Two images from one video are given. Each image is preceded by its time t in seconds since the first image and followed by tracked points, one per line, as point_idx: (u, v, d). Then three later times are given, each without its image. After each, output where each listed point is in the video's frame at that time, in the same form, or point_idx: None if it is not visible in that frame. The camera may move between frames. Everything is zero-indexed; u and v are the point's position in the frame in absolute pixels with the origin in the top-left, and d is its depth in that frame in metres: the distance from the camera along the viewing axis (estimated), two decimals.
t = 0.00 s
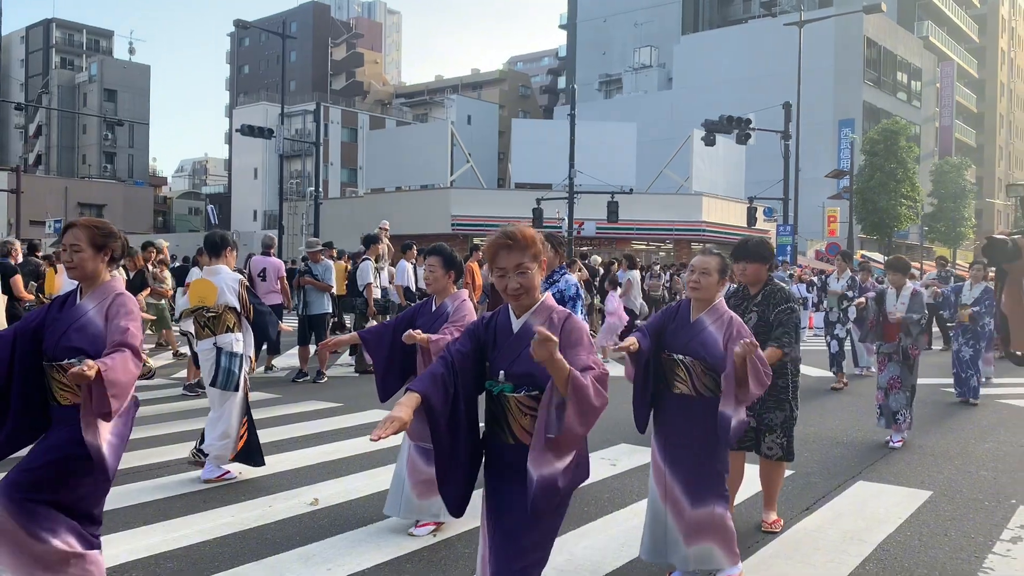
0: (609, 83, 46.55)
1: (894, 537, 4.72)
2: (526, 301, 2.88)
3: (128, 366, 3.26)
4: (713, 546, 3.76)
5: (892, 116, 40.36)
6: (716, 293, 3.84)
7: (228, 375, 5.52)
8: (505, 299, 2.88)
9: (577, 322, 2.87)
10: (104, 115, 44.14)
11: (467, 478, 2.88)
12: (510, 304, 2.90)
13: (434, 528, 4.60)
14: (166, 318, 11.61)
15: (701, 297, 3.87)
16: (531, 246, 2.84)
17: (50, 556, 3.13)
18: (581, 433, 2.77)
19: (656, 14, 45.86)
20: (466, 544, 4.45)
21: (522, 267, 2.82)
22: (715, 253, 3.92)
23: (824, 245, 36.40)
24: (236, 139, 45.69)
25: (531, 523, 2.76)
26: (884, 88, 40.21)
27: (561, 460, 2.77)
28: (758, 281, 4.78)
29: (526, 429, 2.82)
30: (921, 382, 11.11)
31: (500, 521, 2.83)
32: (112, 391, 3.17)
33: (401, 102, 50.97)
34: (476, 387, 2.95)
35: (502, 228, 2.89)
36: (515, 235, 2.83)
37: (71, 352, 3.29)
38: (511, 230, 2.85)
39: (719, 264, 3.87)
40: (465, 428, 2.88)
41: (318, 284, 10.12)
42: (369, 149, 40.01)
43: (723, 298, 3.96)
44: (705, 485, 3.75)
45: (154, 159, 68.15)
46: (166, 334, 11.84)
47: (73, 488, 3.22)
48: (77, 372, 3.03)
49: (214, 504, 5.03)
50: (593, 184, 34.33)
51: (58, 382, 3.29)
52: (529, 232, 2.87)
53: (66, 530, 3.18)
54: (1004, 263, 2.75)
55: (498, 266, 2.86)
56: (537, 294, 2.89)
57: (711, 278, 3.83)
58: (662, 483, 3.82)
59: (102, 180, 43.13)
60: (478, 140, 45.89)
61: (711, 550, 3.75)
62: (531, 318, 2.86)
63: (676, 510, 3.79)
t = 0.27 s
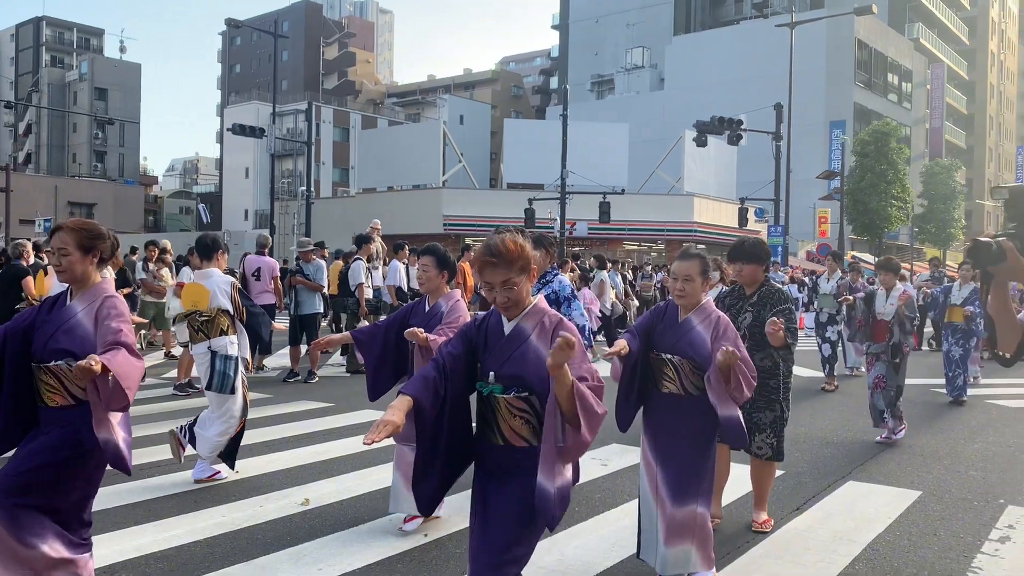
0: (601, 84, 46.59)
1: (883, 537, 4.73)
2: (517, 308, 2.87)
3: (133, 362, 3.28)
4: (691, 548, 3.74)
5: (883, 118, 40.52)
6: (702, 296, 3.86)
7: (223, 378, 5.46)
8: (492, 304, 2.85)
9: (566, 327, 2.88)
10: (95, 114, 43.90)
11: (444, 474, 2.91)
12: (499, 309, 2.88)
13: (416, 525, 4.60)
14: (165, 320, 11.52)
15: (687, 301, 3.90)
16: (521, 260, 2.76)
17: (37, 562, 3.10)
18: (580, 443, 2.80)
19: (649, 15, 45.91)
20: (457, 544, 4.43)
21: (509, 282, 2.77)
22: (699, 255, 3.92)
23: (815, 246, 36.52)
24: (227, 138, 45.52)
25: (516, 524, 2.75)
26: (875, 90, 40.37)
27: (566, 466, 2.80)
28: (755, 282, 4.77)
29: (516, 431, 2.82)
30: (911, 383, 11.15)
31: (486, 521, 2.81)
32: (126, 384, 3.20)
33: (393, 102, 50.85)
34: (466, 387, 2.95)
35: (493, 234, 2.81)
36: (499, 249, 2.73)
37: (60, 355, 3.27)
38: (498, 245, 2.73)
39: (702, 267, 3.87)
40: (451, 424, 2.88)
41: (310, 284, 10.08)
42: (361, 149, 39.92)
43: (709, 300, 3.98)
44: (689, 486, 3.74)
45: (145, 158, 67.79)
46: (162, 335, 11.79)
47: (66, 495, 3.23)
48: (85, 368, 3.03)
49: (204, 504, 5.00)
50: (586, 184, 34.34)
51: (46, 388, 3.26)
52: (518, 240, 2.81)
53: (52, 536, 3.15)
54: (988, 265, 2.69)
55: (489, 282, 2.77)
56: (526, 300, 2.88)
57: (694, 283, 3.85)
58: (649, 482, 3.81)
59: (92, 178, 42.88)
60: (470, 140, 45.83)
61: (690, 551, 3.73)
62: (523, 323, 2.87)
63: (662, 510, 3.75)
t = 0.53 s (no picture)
0: (595, 84, 46.67)
1: (876, 537, 4.74)
2: (501, 314, 2.80)
3: (76, 384, 3.09)
4: (697, 554, 3.70)
5: (876, 119, 40.67)
6: (697, 300, 3.84)
7: (218, 374, 5.45)
8: (477, 310, 2.81)
9: (553, 335, 2.79)
10: (88, 113, 43.73)
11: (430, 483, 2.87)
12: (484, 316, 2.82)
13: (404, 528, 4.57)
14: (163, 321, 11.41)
15: (683, 305, 3.88)
16: (504, 268, 2.75)
17: None
18: (547, 468, 2.73)
19: (643, 15, 46.00)
20: (452, 544, 4.42)
21: (492, 291, 2.74)
22: (694, 257, 3.88)
23: (808, 247, 36.65)
24: (221, 137, 45.39)
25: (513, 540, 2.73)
26: (868, 91, 40.53)
27: (547, 492, 2.75)
28: (739, 285, 4.77)
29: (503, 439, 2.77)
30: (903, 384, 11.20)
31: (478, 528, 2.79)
32: (57, 415, 3.02)
33: (387, 102, 50.80)
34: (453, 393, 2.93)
35: (475, 241, 2.80)
36: (481, 257, 2.73)
37: (47, 359, 3.26)
38: (482, 247, 2.74)
39: (694, 271, 3.83)
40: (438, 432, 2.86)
41: (304, 284, 10.05)
42: (355, 148, 39.88)
43: (707, 302, 3.97)
44: (688, 489, 3.74)
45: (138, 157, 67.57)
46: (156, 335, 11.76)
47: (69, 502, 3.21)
48: None
49: (198, 504, 4.99)
50: (580, 185, 34.36)
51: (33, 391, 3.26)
52: (502, 246, 2.79)
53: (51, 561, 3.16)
54: (976, 268, 2.70)
55: (469, 289, 2.78)
56: (514, 306, 2.82)
57: (688, 288, 3.82)
58: (648, 485, 3.83)
59: (85, 177, 42.70)
60: (464, 140, 45.84)
61: (695, 557, 3.69)
62: (511, 329, 2.79)
63: (662, 517, 3.77)
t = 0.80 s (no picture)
0: (589, 83, 46.68)
1: (870, 536, 4.76)
2: (480, 314, 2.69)
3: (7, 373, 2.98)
4: (700, 555, 3.68)
5: (868, 118, 40.80)
6: (698, 296, 3.85)
7: (215, 371, 5.42)
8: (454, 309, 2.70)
9: (533, 338, 2.68)
10: (80, 112, 43.53)
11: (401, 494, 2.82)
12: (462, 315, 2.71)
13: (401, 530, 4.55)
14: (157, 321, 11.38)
15: (682, 302, 3.89)
16: (484, 268, 2.65)
17: None
18: (513, 478, 2.54)
19: (636, 15, 46.02)
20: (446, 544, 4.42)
21: (472, 291, 2.64)
22: (693, 254, 3.89)
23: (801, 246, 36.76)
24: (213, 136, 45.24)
25: (488, 554, 2.63)
26: (860, 91, 40.66)
27: (517, 514, 2.59)
28: (723, 283, 4.76)
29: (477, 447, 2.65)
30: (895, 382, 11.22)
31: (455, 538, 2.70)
32: None
33: (381, 101, 50.71)
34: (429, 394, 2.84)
35: (459, 237, 2.73)
36: (462, 255, 2.63)
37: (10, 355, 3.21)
38: (463, 247, 2.64)
39: (695, 268, 3.86)
40: (410, 435, 2.77)
41: (298, 284, 10.00)
42: (348, 148, 39.80)
43: (708, 299, 3.98)
44: (690, 490, 3.74)
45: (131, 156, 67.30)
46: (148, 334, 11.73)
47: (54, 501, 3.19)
48: None
49: (192, 504, 4.98)
50: (573, 184, 34.36)
51: None
52: (486, 243, 2.71)
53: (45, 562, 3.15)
54: (970, 267, 2.70)
55: (448, 289, 2.67)
56: (492, 307, 2.70)
57: (687, 284, 3.83)
58: (650, 491, 3.84)
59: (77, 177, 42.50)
60: (457, 139, 45.80)
61: (699, 559, 3.67)
62: (488, 331, 2.68)
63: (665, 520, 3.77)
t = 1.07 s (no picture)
0: (579, 81, 46.76)
1: (861, 529, 4.80)
2: (456, 310, 2.52)
3: None
4: (693, 549, 3.73)
5: (857, 115, 41.00)
6: (692, 291, 3.86)
7: (216, 369, 5.44)
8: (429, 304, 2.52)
9: (513, 337, 2.50)
10: (67, 110, 43.25)
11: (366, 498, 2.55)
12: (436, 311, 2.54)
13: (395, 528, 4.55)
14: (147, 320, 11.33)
15: (676, 296, 3.90)
16: (464, 257, 2.49)
17: None
18: (498, 480, 2.35)
19: (626, 12, 46.08)
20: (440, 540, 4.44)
21: (447, 283, 2.47)
22: (687, 250, 3.91)
23: (791, 242, 36.94)
24: (202, 134, 45.05)
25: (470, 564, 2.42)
26: (849, 87, 40.88)
27: (507, 524, 2.38)
28: (718, 278, 4.75)
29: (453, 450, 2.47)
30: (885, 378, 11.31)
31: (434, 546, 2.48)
32: None
33: (371, 98, 50.59)
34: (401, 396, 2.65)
35: (436, 227, 2.56)
36: (439, 245, 2.47)
37: None
38: (438, 233, 2.50)
39: (693, 262, 3.88)
40: (377, 436, 2.58)
41: (290, 282, 10.01)
42: (337, 146, 39.73)
43: (700, 296, 3.99)
44: (682, 489, 3.76)
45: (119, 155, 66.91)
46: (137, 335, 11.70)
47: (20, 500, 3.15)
48: None
49: (187, 503, 4.96)
50: (564, 181, 34.39)
51: None
52: (465, 234, 2.56)
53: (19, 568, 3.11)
54: (963, 262, 2.72)
55: (422, 279, 2.52)
56: (470, 301, 2.53)
57: (683, 277, 3.83)
58: (644, 492, 3.85)
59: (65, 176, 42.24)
60: (448, 137, 45.77)
61: (692, 553, 3.71)
62: (465, 327, 2.51)
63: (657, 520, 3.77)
